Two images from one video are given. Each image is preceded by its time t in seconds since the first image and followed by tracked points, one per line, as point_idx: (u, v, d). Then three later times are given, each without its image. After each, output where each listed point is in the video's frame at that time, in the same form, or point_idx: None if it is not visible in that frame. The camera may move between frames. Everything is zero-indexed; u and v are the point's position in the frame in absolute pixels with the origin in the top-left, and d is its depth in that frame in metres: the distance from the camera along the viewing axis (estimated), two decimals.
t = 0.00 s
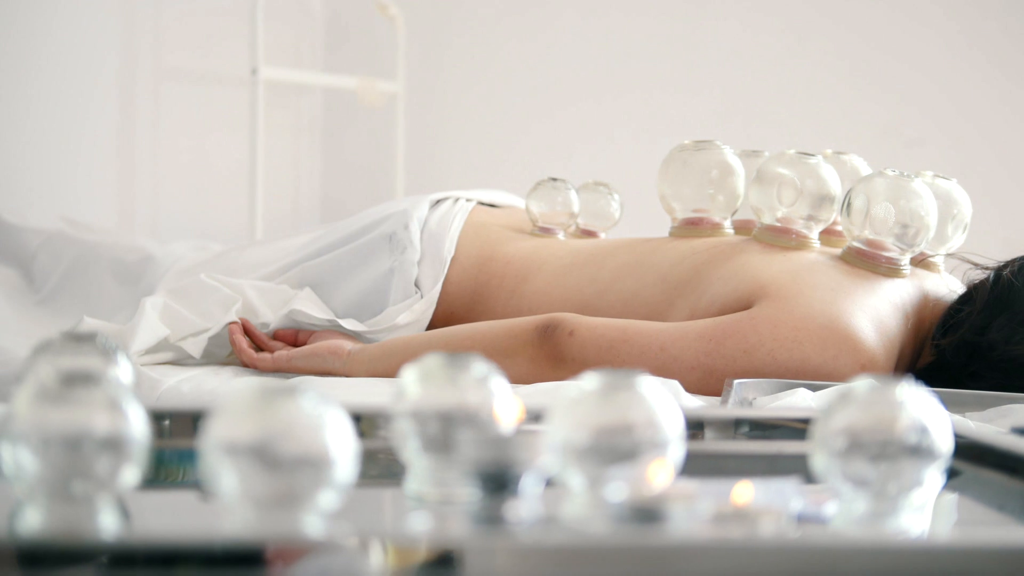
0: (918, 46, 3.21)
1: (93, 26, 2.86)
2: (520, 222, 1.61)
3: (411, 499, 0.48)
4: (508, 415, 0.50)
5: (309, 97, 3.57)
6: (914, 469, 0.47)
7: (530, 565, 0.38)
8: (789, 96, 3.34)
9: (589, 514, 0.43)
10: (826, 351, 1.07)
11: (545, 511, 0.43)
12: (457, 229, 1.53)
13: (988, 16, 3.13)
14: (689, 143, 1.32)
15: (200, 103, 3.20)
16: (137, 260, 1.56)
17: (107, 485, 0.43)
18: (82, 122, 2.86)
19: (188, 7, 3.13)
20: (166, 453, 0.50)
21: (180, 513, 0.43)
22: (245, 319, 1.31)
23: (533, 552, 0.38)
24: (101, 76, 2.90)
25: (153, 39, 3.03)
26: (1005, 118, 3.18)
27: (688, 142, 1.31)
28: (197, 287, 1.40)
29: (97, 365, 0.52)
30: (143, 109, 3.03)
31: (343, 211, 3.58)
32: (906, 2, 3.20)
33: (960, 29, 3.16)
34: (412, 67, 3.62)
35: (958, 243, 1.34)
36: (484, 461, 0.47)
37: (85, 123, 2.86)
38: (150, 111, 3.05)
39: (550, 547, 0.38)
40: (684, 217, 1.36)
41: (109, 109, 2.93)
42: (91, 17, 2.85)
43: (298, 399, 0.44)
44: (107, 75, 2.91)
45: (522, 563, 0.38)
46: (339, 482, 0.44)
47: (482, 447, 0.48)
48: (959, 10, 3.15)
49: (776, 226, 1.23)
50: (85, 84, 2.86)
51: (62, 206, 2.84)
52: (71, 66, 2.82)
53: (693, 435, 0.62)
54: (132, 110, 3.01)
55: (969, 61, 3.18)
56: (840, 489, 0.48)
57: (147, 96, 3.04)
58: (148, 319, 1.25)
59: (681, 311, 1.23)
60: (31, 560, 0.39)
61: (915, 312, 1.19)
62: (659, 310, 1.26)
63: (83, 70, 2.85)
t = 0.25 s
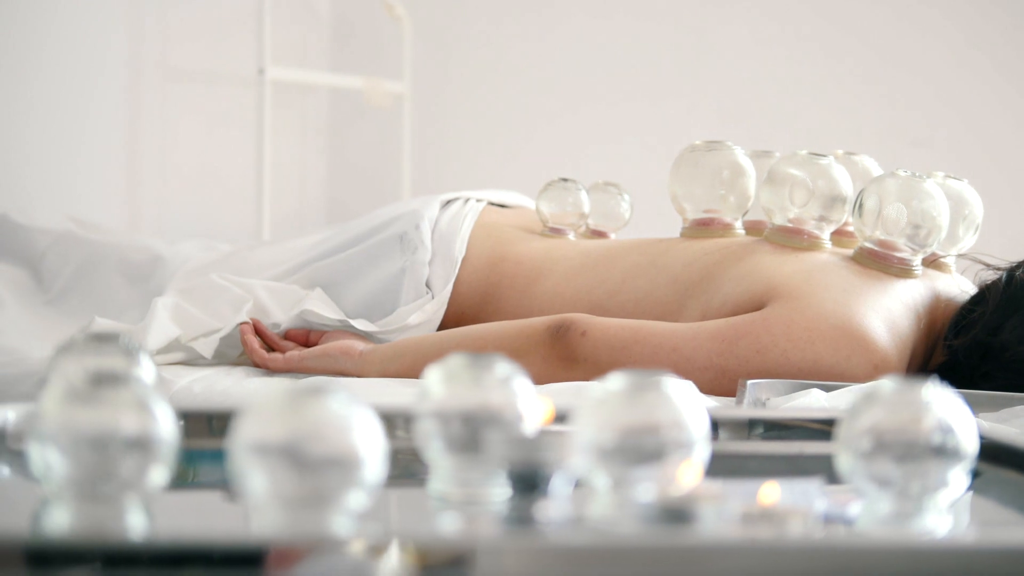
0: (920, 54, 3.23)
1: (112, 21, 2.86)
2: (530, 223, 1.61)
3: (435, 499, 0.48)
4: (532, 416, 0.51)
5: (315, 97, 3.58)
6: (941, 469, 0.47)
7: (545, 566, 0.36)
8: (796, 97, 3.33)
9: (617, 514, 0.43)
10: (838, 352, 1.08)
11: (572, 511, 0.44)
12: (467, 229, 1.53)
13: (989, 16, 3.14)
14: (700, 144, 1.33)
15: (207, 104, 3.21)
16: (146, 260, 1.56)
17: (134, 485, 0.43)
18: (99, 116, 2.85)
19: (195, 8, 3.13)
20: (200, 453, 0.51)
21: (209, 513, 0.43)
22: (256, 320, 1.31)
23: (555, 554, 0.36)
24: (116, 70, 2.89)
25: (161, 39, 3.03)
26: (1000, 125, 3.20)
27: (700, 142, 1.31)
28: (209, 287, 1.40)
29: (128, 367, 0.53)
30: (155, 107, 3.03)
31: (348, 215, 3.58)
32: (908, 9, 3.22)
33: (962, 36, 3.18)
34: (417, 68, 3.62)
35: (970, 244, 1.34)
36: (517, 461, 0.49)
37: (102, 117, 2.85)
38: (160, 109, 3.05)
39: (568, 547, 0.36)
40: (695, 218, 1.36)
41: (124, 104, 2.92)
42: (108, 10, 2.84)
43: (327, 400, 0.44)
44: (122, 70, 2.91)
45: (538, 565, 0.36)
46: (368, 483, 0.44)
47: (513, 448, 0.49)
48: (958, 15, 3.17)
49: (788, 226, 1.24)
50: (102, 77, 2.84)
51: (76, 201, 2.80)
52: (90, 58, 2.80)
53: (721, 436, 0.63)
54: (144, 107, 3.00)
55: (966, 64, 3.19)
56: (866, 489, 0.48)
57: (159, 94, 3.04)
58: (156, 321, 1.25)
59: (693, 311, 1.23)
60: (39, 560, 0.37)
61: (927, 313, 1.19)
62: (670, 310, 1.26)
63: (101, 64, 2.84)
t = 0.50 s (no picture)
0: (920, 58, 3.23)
1: (117, 18, 2.84)
2: (541, 222, 1.61)
3: (458, 499, 0.48)
4: (553, 414, 0.51)
5: (320, 97, 3.57)
6: (968, 470, 0.47)
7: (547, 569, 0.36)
8: (801, 98, 3.33)
9: (646, 514, 0.43)
10: (850, 353, 1.08)
11: (599, 511, 0.44)
12: (478, 230, 1.53)
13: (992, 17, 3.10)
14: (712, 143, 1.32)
15: (213, 104, 3.20)
16: (156, 261, 1.57)
17: (163, 485, 0.43)
18: (105, 115, 2.84)
19: (200, 7, 3.13)
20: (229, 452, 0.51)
21: (237, 514, 0.43)
22: (267, 320, 1.31)
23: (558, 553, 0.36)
24: (121, 69, 2.87)
25: (167, 38, 3.03)
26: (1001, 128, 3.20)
27: (711, 141, 1.30)
28: (220, 287, 1.40)
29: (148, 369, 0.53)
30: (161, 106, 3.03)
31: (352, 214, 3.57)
32: (909, 10, 3.22)
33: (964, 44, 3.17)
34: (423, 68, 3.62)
35: (982, 244, 1.33)
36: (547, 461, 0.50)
37: (108, 115, 2.84)
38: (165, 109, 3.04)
39: (573, 546, 0.36)
40: (706, 218, 1.36)
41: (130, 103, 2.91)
42: (113, 8, 2.83)
43: (355, 400, 0.44)
44: (127, 68, 2.89)
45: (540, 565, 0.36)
46: (396, 484, 0.44)
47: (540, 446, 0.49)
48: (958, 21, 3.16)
49: (799, 227, 1.24)
50: (107, 76, 2.83)
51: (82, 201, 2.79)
52: (95, 55, 2.78)
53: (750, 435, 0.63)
54: (149, 105, 3.00)
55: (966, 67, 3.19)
56: (890, 489, 0.48)
57: (163, 93, 3.04)
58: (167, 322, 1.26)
59: (705, 311, 1.24)
60: (40, 561, 0.36)
61: (939, 313, 1.19)
62: (682, 311, 1.27)
63: (106, 62, 2.83)
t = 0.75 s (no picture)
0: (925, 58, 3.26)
1: (122, 16, 2.84)
2: (549, 222, 1.61)
3: (479, 500, 0.48)
4: (573, 412, 0.51)
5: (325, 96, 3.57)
6: (990, 470, 0.47)
7: (564, 568, 0.34)
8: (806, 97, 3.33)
9: (671, 515, 0.42)
10: (861, 353, 1.08)
11: (624, 511, 0.44)
12: (486, 229, 1.53)
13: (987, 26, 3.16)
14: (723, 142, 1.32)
15: (219, 102, 3.20)
16: (165, 259, 1.56)
17: (186, 485, 0.43)
18: (110, 113, 2.84)
19: (206, 6, 3.13)
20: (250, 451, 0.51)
21: (265, 514, 0.43)
22: (276, 319, 1.31)
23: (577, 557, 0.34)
24: (126, 66, 2.87)
25: (172, 36, 3.02)
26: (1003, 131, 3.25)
27: (721, 142, 1.31)
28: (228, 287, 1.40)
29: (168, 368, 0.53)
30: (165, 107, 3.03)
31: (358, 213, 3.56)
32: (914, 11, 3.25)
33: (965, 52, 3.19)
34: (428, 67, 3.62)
35: (992, 245, 1.33)
36: (568, 463, 0.50)
37: (113, 112, 2.84)
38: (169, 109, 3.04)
39: (595, 546, 0.34)
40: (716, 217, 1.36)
41: (135, 101, 2.91)
42: (117, 5, 2.82)
43: (379, 399, 0.44)
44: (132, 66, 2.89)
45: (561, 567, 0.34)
46: (421, 482, 0.44)
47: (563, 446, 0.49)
48: (955, 21, 3.19)
49: (809, 226, 1.24)
50: (112, 73, 2.83)
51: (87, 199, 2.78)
52: (98, 52, 2.78)
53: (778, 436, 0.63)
54: (153, 103, 2.99)
55: (968, 74, 3.21)
56: (912, 488, 0.48)
57: (167, 93, 3.04)
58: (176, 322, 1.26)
59: (716, 311, 1.24)
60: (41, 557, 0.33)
61: (949, 313, 1.19)
62: (693, 311, 1.27)
63: (111, 59, 2.82)
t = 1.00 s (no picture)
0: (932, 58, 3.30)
1: (126, 16, 2.83)
2: (559, 222, 1.61)
3: (499, 499, 0.49)
4: (595, 412, 0.51)
5: (330, 96, 3.57)
6: (1014, 471, 0.47)
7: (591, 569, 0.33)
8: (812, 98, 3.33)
9: (696, 516, 0.43)
10: (873, 354, 1.09)
11: (650, 511, 0.44)
12: (496, 229, 1.53)
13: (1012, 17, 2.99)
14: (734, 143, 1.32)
15: (226, 101, 3.20)
16: (173, 260, 1.56)
17: (211, 485, 0.43)
18: (115, 113, 2.83)
19: (213, 6, 3.12)
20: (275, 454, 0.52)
21: (291, 517, 0.43)
22: (286, 320, 1.32)
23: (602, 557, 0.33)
24: (131, 65, 2.86)
25: (179, 36, 3.02)
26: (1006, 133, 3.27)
27: (732, 141, 1.31)
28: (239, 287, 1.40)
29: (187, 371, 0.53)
30: (173, 104, 3.01)
31: (364, 213, 3.55)
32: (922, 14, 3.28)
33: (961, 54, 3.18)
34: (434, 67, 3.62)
35: (1002, 246, 1.33)
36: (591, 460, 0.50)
37: (118, 113, 2.83)
38: (177, 106, 3.03)
39: (621, 546, 0.33)
40: (726, 218, 1.36)
41: (141, 100, 2.90)
42: (122, 4, 2.81)
43: (404, 400, 0.44)
44: (138, 66, 2.88)
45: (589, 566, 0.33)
46: (448, 483, 0.44)
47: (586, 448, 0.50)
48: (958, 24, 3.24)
49: (819, 227, 1.24)
50: (116, 73, 2.82)
51: (92, 199, 2.78)
52: (102, 51, 2.77)
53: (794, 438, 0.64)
54: (161, 102, 2.98)
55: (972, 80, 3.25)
56: (935, 489, 0.48)
57: (175, 90, 3.02)
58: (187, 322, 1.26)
59: (726, 312, 1.25)
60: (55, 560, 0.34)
61: (960, 313, 1.19)
62: (703, 312, 1.27)
63: (116, 59, 2.81)
